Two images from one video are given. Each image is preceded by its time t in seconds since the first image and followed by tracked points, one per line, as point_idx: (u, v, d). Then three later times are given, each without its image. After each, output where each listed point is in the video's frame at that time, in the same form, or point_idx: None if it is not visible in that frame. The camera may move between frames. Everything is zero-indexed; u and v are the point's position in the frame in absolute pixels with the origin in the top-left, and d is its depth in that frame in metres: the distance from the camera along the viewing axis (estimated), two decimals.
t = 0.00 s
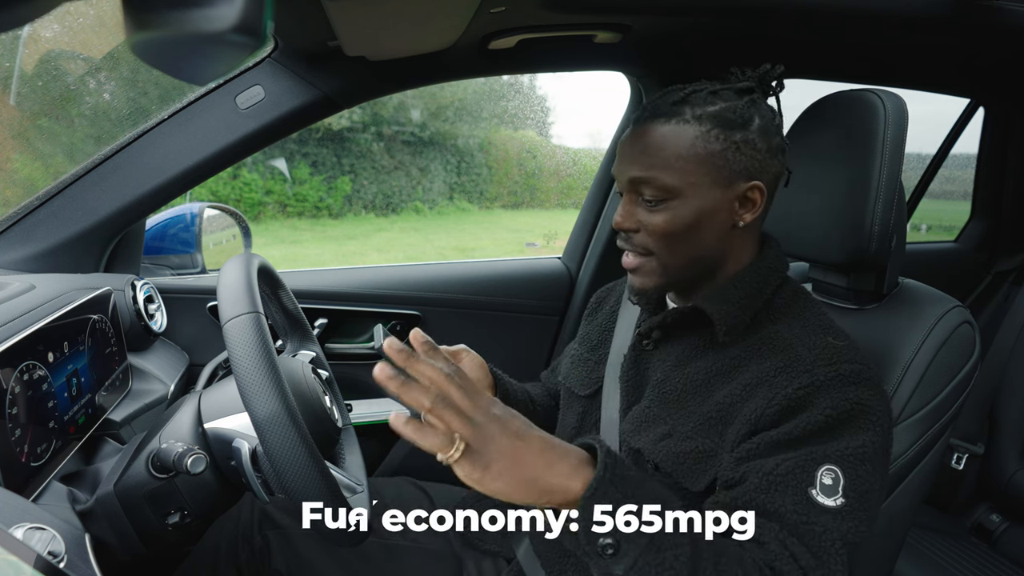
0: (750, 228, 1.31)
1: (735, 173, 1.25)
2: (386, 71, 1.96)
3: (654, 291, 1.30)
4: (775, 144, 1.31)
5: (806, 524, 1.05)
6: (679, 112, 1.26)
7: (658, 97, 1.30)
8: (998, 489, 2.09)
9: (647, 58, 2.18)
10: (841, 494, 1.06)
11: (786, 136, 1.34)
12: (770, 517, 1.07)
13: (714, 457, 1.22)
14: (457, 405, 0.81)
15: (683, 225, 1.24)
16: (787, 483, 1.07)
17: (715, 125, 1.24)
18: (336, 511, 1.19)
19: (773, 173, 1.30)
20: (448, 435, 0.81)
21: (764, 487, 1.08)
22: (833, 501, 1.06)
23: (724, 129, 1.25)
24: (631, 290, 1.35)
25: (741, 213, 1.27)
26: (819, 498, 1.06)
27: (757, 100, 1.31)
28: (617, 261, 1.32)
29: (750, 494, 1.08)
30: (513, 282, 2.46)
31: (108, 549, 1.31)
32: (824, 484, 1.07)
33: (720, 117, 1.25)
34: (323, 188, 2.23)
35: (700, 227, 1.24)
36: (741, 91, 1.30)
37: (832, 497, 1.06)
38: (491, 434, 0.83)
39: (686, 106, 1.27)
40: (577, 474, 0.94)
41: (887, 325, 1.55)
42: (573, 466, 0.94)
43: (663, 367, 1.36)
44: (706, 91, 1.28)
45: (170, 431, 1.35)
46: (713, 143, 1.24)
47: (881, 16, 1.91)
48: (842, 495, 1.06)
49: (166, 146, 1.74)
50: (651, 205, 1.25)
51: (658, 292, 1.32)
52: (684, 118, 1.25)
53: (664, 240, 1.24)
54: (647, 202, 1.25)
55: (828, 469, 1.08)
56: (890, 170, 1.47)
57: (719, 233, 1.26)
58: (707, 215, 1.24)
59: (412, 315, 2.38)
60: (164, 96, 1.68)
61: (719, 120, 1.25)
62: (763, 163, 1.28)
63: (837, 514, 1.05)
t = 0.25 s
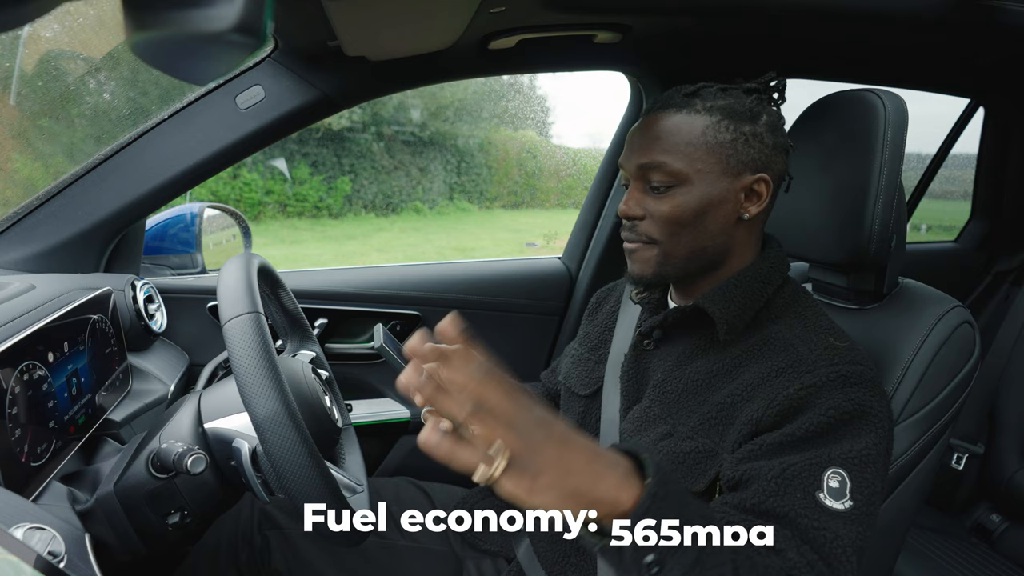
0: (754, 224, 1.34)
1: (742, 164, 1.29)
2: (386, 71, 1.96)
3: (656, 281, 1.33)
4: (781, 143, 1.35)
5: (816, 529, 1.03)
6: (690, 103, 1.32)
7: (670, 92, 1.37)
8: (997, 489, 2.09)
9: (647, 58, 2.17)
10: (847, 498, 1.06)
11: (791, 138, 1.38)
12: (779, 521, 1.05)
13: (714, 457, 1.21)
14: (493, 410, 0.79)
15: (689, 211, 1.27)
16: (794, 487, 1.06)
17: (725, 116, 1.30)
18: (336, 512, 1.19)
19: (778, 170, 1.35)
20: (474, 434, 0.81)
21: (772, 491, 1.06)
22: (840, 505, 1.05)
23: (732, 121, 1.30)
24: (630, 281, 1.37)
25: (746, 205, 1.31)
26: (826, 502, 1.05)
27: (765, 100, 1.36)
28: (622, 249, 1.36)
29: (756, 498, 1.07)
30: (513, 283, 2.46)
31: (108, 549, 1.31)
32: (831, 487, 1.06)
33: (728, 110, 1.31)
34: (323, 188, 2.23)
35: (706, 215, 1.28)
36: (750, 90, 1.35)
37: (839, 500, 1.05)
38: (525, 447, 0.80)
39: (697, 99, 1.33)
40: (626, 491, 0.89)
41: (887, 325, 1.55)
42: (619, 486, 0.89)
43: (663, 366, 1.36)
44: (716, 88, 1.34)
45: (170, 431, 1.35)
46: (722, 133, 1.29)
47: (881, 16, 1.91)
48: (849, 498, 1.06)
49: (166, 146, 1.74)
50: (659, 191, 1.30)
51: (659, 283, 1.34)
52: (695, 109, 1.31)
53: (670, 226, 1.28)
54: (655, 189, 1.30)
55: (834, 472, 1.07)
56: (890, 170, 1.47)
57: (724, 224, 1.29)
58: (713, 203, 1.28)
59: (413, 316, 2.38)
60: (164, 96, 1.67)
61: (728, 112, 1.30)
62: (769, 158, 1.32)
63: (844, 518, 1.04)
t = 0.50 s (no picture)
0: (755, 224, 1.34)
1: (746, 161, 1.30)
2: (386, 71, 1.96)
3: (657, 278, 1.32)
4: (783, 144, 1.36)
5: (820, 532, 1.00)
6: (695, 101, 1.32)
7: (674, 91, 1.37)
8: (997, 489, 2.09)
9: (647, 58, 2.17)
10: (853, 501, 1.03)
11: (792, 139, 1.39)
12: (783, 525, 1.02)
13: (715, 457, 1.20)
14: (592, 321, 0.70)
15: (691, 206, 1.28)
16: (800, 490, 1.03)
17: (729, 114, 1.30)
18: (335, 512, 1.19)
19: (780, 170, 1.35)
20: (564, 333, 0.71)
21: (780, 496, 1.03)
22: (846, 508, 1.02)
23: (736, 119, 1.31)
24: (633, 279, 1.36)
25: (747, 202, 1.31)
26: (832, 505, 1.02)
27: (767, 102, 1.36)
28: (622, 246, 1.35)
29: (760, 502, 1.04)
30: (513, 283, 2.46)
31: (108, 549, 1.31)
32: (836, 490, 1.04)
33: (732, 108, 1.31)
34: (323, 188, 2.26)
35: (708, 211, 1.28)
36: (755, 91, 1.36)
37: (845, 503, 1.03)
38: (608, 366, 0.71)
39: (702, 98, 1.33)
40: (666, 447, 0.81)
41: (886, 325, 1.55)
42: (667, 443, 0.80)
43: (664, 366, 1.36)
44: (721, 87, 1.34)
45: (171, 431, 1.35)
46: (727, 130, 1.30)
47: (881, 16, 1.91)
48: (856, 501, 1.03)
49: (166, 146, 1.74)
50: (662, 186, 1.30)
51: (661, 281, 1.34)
52: (700, 106, 1.32)
53: (672, 220, 1.28)
54: (658, 184, 1.30)
55: (839, 475, 1.05)
56: (890, 170, 1.47)
57: (726, 220, 1.29)
58: (716, 199, 1.28)
59: (413, 315, 2.37)
60: (164, 96, 1.67)
61: (733, 110, 1.31)
62: (772, 158, 1.33)
63: (851, 522, 1.02)
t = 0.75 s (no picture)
0: (748, 224, 1.34)
1: (732, 163, 1.29)
2: (386, 71, 1.96)
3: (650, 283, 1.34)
4: (772, 140, 1.34)
5: (806, 523, 1.01)
6: (680, 105, 1.32)
7: (660, 94, 1.37)
8: (997, 489, 2.09)
9: (647, 58, 2.17)
10: (840, 494, 1.04)
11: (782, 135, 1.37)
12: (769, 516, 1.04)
13: (712, 457, 1.21)
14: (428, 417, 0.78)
15: (680, 211, 1.28)
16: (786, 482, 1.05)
17: (713, 116, 1.30)
18: (335, 513, 1.19)
19: (771, 167, 1.34)
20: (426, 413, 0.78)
21: (765, 487, 1.05)
22: (833, 501, 1.04)
23: (721, 121, 1.30)
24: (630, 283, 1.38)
25: (737, 203, 1.30)
26: (818, 497, 1.04)
27: (754, 99, 1.35)
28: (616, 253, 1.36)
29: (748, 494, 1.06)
30: (513, 283, 2.46)
31: (108, 549, 1.31)
32: (824, 483, 1.05)
33: (717, 110, 1.30)
34: (323, 188, 2.25)
35: (697, 215, 1.28)
36: (741, 89, 1.35)
37: (831, 495, 1.04)
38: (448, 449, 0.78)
39: (686, 101, 1.33)
40: (552, 496, 0.79)
41: (886, 325, 1.55)
42: (545, 487, 0.79)
43: (662, 366, 1.36)
44: (706, 89, 1.33)
45: (170, 431, 1.35)
46: (711, 133, 1.29)
47: (881, 16, 1.91)
48: (842, 493, 1.04)
49: (166, 147, 1.74)
50: (650, 193, 1.30)
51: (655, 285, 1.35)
52: (684, 110, 1.31)
53: (662, 227, 1.28)
54: (646, 191, 1.31)
55: (827, 468, 1.06)
56: (890, 170, 1.47)
57: (716, 223, 1.29)
58: (704, 202, 1.28)
59: (413, 315, 2.38)
60: (164, 96, 1.67)
61: (716, 112, 1.30)
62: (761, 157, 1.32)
63: (837, 513, 1.03)
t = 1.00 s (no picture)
0: (746, 223, 1.33)
1: (727, 163, 1.28)
2: (386, 71, 1.96)
3: (649, 284, 1.34)
4: (769, 138, 1.33)
5: (794, 516, 1.04)
6: (673, 107, 1.32)
7: (655, 97, 1.37)
8: (997, 489, 2.09)
9: (647, 58, 2.17)
10: (832, 490, 1.06)
11: (780, 134, 1.37)
12: (758, 510, 1.07)
13: (713, 456, 1.21)
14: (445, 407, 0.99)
15: (675, 213, 1.28)
16: (778, 478, 1.07)
17: (706, 118, 1.29)
18: (336, 513, 1.19)
19: (768, 166, 1.33)
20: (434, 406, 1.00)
21: (755, 482, 1.08)
22: (823, 496, 1.05)
23: (713, 122, 1.29)
24: (631, 284, 1.38)
25: (733, 203, 1.30)
26: (809, 493, 1.06)
27: (750, 97, 1.34)
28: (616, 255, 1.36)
29: (741, 489, 1.09)
30: (513, 282, 2.46)
31: (108, 549, 1.31)
32: (816, 479, 1.06)
33: (711, 111, 1.30)
34: (323, 188, 2.26)
35: (693, 216, 1.28)
36: (736, 90, 1.35)
37: (822, 491, 1.06)
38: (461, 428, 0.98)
39: (680, 103, 1.33)
40: (539, 459, 1.01)
41: (886, 325, 1.55)
42: (536, 454, 1.02)
43: (663, 365, 1.36)
44: (700, 90, 1.33)
45: (170, 431, 1.35)
46: (704, 134, 1.28)
47: (881, 16, 1.91)
48: (834, 490, 1.06)
49: (166, 147, 1.74)
50: (645, 196, 1.30)
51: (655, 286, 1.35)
52: (677, 113, 1.31)
53: (658, 228, 1.28)
54: (642, 194, 1.31)
55: (821, 464, 1.07)
56: (890, 170, 1.47)
57: (711, 224, 1.29)
58: (700, 203, 1.28)
59: (413, 315, 2.37)
60: (164, 96, 1.67)
61: (709, 113, 1.30)
62: (757, 156, 1.31)
63: (827, 509, 1.05)
